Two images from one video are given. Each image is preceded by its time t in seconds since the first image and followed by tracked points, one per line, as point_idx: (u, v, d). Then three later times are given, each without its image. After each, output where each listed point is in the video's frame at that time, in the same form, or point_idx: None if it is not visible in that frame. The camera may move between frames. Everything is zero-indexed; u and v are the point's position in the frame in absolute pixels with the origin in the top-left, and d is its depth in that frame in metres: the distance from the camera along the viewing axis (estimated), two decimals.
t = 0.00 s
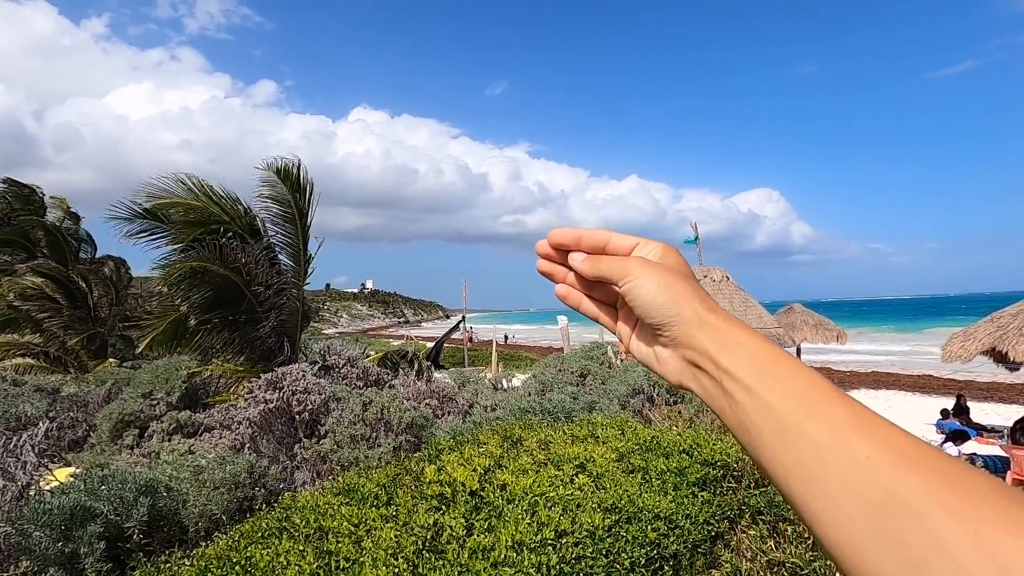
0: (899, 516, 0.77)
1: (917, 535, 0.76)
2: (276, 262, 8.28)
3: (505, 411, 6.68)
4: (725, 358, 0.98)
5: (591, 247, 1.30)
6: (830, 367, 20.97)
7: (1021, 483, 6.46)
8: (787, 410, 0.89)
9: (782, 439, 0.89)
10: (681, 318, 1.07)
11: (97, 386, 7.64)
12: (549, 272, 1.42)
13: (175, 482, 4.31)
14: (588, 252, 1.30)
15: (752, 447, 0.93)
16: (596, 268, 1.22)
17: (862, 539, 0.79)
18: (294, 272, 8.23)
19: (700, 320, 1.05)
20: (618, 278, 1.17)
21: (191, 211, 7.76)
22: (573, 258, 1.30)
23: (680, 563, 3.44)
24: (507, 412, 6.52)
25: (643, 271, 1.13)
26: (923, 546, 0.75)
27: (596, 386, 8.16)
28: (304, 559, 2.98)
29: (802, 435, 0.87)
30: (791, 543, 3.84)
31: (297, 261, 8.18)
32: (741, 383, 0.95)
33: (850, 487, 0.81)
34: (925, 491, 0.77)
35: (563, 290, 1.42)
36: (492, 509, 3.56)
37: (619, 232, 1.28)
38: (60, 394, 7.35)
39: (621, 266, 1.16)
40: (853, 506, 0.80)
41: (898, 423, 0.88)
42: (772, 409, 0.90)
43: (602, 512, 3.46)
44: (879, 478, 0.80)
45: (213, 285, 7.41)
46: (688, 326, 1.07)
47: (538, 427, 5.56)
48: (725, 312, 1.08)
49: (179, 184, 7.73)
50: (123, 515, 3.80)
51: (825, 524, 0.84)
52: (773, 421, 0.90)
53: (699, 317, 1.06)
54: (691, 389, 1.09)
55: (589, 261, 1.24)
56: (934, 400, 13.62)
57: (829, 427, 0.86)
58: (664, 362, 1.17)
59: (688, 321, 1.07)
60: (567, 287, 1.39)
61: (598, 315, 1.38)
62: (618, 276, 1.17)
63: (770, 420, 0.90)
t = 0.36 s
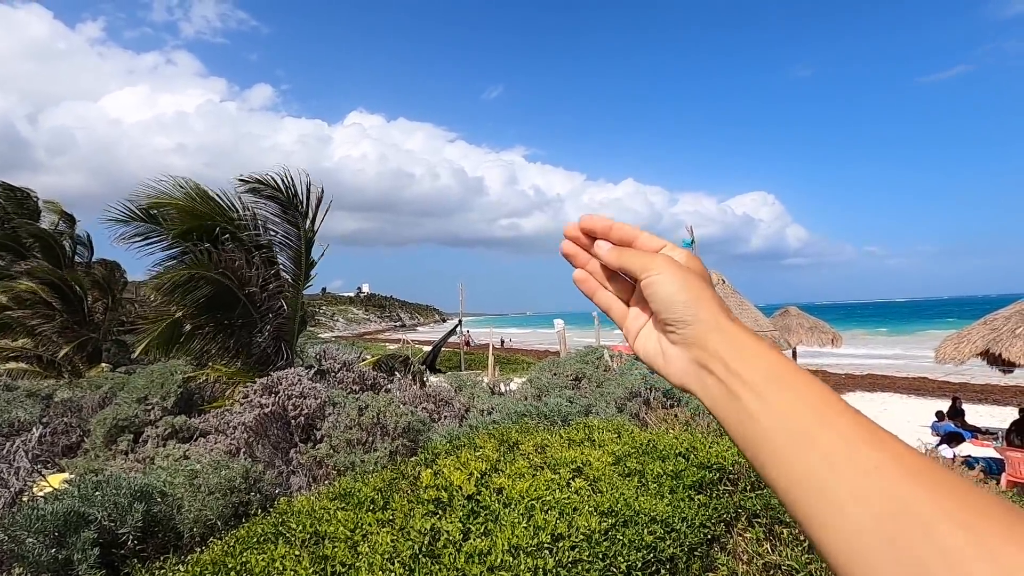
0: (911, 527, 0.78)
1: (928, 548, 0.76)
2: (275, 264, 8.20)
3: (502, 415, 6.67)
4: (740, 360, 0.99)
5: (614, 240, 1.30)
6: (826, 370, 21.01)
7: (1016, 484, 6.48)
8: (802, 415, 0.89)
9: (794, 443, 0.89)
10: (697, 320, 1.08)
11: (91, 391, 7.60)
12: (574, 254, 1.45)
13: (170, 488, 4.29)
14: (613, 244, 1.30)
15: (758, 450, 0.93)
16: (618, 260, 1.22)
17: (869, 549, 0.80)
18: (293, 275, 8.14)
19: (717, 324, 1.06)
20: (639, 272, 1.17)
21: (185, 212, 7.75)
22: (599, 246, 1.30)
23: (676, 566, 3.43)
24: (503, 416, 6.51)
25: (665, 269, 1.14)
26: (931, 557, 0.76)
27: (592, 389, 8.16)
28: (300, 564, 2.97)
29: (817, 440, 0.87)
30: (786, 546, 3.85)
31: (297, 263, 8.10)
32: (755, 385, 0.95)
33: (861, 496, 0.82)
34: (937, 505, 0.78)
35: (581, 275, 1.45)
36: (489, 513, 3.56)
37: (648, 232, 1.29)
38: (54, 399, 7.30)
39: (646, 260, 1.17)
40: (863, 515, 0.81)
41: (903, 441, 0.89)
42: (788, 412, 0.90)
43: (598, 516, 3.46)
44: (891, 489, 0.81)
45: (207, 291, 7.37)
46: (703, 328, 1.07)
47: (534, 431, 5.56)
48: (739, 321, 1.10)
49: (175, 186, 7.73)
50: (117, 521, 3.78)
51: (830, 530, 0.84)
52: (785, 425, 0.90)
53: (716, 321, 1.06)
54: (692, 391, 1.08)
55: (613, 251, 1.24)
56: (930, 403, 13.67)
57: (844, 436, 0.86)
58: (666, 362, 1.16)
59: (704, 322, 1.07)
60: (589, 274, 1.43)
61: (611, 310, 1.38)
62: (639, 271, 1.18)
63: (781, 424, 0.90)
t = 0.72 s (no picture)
0: (917, 551, 0.78)
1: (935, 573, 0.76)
2: (275, 269, 8.20)
3: (499, 415, 6.67)
4: (745, 380, 0.99)
5: (622, 258, 1.31)
6: (823, 368, 21.07)
7: (1011, 481, 6.51)
8: (807, 436, 0.90)
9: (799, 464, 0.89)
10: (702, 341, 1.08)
11: (87, 394, 7.57)
12: (579, 272, 1.46)
13: (167, 490, 4.28)
14: (619, 262, 1.31)
15: (762, 468, 0.92)
16: (625, 277, 1.23)
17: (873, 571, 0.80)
18: (292, 279, 8.09)
19: (722, 344, 1.06)
20: (646, 290, 1.17)
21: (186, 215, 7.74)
22: (605, 264, 1.30)
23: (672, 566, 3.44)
24: (500, 416, 6.52)
25: (671, 288, 1.15)
26: None
27: (589, 389, 8.17)
28: (295, 565, 2.97)
29: (823, 462, 0.87)
30: (782, 544, 3.85)
31: (296, 266, 8.07)
32: (760, 406, 0.95)
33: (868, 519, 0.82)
34: (944, 529, 0.78)
35: (587, 293, 1.46)
36: (485, 513, 3.56)
37: (654, 250, 1.30)
38: (50, 402, 7.28)
39: (651, 278, 1.17)
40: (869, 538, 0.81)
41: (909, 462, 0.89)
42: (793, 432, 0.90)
43: (594, 515, 3.46)
44: (896, 513, 0.81)
45: (203, 292, 7.33)
46: (709, 349, 1.07)
47: (531, 431, 5.57)
48: (743, 341, 1.10)
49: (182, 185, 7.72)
50: (113, 524, 3.78)
51: (837, 555, 0.84)
52: (789, 447, 0.90)
53: (722, 341, 1.07)
54: (695, 411, 1.08)
55: (620, 269, 1.24)
56: (926, 400, 13.71)
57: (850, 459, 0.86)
58: (670, 381, 1.16)
59: (709, 342, 1.08)
60: (593, 290, 1.44)
61: (616, 325, 1.39)
62: (645, 289, 1.18)
63: (786, 445, 0.90)
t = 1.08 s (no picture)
0: (973, 485, 0.73)
1: (987, 498, 0.72)
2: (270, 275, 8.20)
3: (494, 421, 6.66)
4: (781, 320, 0.92)
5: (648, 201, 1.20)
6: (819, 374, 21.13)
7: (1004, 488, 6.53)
8: (851, 372, 0.84)
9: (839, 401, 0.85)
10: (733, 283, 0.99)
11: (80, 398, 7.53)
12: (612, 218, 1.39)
13: (160, 496, 4.25)
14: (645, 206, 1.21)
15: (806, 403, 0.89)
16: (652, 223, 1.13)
17: (925, 503, 0.76)
18: (287, 283, 8.09)
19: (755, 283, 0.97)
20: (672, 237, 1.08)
21: (183, 214, 7.65)
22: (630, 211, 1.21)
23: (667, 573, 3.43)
24: (496, 422, 6.51)
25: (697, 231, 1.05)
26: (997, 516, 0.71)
27: (585, 395, 8.17)
28: (289, 572, 2.96)
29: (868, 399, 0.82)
30: (777, 551, 3.84)
31: (290, 270, 8.05)
32: (798, 345, 0.89)
33: (917, 451, 0.78)
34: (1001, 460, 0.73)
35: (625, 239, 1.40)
36: (480, 519, 3.55)
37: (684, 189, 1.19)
38: (43, 406, 7.24)
39: (675, 220, 1.08)
40: (921, 472, 0.77)
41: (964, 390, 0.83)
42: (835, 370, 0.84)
43: (590, 522, 3.46)
44: (950, 445, 0.76)
45: (199, 296, 7.30)
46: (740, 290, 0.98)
47: (527, 437, 5.56)
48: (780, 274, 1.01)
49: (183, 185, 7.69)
50: (106, 530, 3.75)
51: (890, 487, 0.80)
52: (830, 385, 0.85)
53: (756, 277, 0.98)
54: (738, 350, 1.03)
55: (647, 213, 1.14)
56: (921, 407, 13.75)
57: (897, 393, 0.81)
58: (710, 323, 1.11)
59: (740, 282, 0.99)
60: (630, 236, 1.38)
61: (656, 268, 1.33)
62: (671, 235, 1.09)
63: (828, 382, 0.85)
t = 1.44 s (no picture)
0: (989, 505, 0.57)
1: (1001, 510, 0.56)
2: (275, 273, 8.25)
3: (497, 421, 6.67)
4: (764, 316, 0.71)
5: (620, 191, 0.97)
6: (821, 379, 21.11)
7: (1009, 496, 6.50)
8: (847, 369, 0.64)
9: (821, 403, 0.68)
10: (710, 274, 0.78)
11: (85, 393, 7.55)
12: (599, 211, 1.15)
13: (164, 491, 4.27)
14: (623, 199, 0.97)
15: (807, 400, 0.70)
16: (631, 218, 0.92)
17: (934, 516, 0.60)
18: (292, 281, 8.13)
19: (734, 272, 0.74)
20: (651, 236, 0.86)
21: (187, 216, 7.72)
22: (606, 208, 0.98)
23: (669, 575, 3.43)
24: (499, 422, 6.52)
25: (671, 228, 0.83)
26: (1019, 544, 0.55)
27: (589, 397, 8.18)
28: (293, 568, 2.97)
29: (855, 399, 0.64)
30: (779, 555, 3.83)
31: (296, 269, 8.11)
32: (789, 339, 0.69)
33: (914, 455, 0.61)
34: None
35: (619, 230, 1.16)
36: (483, 519, 3.55)
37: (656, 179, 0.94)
38: (48, 401, 7.26)
39: (653, 231, 0.86)
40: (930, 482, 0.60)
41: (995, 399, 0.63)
42: (818, 373, 0.66)
43: (593, 523, 3.47)
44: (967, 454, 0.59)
45: (206, 295, 7.31)
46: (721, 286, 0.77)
47: (531, 438, 5.57)
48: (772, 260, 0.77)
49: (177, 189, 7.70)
50: (110, 524, 3.77)
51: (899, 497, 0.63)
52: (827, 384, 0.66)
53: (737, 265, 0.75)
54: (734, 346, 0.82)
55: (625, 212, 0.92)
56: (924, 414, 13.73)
57: (895, 388, 0.62)
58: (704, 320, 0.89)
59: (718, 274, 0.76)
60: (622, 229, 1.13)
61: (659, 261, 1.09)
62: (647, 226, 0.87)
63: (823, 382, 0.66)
